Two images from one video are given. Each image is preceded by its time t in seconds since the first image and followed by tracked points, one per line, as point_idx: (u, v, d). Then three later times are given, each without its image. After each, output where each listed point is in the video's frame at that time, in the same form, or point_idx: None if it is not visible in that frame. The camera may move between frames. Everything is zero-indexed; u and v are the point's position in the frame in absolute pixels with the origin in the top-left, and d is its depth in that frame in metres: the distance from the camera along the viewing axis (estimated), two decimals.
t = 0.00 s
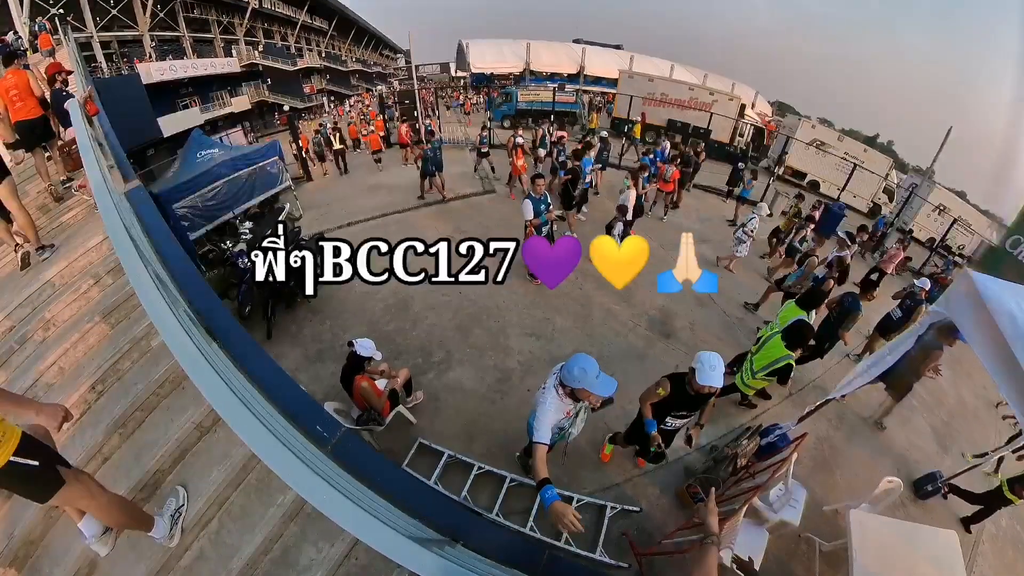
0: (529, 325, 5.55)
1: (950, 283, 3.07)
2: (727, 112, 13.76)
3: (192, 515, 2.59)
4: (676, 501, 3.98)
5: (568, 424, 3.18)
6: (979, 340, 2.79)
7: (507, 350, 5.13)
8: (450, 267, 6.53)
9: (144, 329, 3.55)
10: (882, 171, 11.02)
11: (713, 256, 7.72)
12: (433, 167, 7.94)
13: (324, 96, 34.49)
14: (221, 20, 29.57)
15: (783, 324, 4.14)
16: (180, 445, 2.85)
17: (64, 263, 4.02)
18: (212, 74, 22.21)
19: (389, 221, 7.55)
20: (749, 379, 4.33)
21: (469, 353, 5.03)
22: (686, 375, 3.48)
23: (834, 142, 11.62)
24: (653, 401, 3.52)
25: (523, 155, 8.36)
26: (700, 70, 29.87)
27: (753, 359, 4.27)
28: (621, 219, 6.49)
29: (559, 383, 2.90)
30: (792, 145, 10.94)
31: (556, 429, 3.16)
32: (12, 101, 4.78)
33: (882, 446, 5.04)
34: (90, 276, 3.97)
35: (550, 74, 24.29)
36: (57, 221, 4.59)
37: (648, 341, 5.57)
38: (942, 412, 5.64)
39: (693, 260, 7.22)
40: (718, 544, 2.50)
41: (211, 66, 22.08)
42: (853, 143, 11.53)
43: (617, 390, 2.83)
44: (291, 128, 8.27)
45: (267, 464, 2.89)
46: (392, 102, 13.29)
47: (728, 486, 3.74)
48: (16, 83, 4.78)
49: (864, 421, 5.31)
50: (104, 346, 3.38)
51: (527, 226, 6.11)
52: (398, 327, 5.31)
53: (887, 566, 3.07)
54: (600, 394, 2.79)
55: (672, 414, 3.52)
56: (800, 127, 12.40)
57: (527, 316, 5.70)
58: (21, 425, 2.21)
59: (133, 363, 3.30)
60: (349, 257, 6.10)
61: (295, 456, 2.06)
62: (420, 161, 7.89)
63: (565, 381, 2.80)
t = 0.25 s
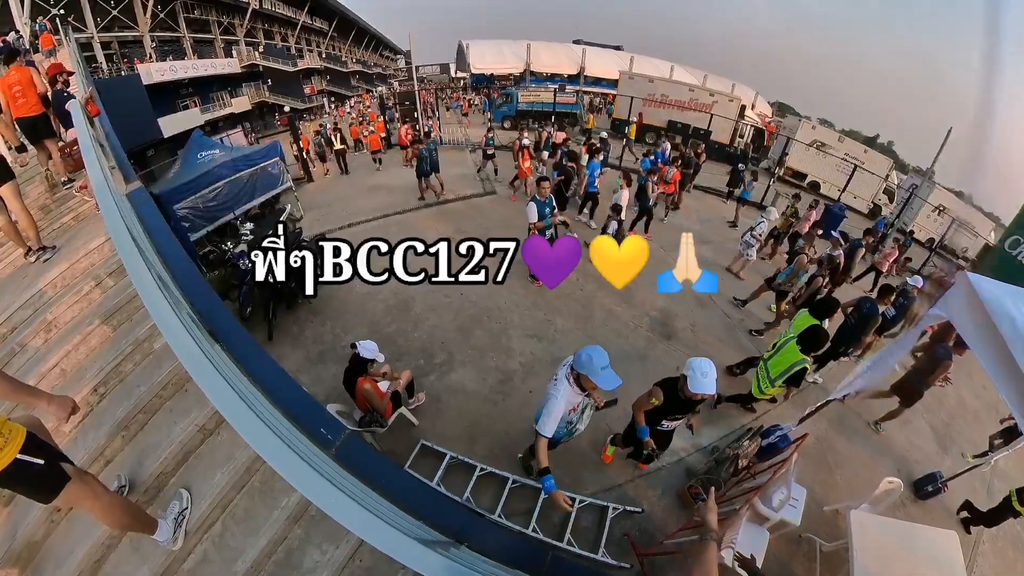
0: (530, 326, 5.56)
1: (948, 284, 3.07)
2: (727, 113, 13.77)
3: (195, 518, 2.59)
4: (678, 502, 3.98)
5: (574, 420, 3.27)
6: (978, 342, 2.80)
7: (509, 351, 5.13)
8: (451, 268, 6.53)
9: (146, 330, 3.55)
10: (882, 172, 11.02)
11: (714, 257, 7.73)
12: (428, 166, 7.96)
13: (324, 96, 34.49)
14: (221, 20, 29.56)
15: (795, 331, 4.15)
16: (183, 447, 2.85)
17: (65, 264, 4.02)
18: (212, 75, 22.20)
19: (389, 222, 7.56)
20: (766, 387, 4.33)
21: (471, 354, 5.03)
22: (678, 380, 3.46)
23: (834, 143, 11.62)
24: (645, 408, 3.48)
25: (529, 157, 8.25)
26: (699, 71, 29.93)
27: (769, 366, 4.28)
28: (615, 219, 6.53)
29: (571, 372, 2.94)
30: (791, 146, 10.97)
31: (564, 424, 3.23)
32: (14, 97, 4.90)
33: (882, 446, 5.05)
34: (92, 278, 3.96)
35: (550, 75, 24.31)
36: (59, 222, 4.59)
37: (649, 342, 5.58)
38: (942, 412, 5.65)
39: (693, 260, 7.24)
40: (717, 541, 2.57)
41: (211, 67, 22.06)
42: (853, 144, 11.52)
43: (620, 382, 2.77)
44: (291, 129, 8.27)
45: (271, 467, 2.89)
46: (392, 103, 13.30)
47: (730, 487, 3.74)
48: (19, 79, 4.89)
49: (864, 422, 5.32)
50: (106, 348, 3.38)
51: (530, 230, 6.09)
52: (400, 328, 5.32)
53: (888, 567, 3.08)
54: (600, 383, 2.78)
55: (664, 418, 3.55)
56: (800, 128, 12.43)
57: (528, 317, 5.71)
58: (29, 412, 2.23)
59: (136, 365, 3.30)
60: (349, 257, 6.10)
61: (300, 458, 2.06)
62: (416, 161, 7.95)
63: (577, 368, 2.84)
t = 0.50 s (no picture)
0: (532, 327, 5.57)
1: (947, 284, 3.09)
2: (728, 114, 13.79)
3: (200, 520, 2.60)
4: (679, 502, 4.00)
5: (580, 412, 3.28)
6: (976, 343, 2.81)
7: (510, 352, 5.15)
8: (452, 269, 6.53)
9: (151, 331, 3.56)
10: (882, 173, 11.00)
11: (715, 258, 7.75)
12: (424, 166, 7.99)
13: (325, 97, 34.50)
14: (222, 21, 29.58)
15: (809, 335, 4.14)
16: (188, 448, 2.86)
17: (68, 265, 4.04)
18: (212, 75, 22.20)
19: (391, 224, 7.57)
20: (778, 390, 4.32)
21: (473, 356, 5.04)
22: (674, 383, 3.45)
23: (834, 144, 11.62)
24: (643, 411, 3.52)
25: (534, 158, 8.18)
26: (699, 72, 29.99)
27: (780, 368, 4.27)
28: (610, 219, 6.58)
29: (583, 362, 3.20)
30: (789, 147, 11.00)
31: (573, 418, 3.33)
32: (20, 96, 5.01)
33: (882, 446, 5.07)
34: (95, 279, 3.97)
35: (550, 77, 24.34)
36: (62, 223, 4.61)
37: (650, 343, 5.60)
38: (942, 412, 5.67)
39: (693, 260, 7.28)
40: (713, 539, 2.72)
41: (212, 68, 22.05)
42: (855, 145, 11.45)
43: (623, 369, 2.96)
44: (293, 131, 8.29)
45: (276, 468, 2.90)
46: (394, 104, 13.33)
47: (731, 487, 3.76)
48: (24, 79, 5.03)
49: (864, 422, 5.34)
50: (110, 349, 3.39)
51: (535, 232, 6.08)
52: (402, 330, 5.33)
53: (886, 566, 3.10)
54: (604, 370, 2.98)
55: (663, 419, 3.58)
56: (801, 129, 12.46)
57: (530, 318, 5.72)
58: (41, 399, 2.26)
59: (140, 366, 3.31)
60: (349, 257, 6.16)
61: (308, 456, 2.07)
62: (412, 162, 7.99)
63: (587, 356, 3.10)
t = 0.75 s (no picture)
0: (534, 329, 5.58)
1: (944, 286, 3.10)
2: (727, 116, 13.78)
3: (207, 521, 2.62)
4: (680, 502, 4.01)
5: (587, 406, 3.38)
6: (974, 343, 2.83)
7: (512, 354, 5.16)
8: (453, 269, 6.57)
9: (155, 333, 3.58)
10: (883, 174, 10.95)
11: (715, 259, 7.77)
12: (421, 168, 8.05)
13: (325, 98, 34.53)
14: (222, 22, 29.60)
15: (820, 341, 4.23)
16: (194, 451, 2.87)
17: (72, 267, 4.05)
18: (213, 77, 22.23)
19: (392, 225, 7.58)
20: (787, 392, 4.42)
21: (475, 357, 5.06)
22: (677, 383, 3.48)
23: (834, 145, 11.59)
24: (644, 412, 3.52)
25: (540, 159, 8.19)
26: (699, 73, 30.06)
27: (789, 372, 4.38)
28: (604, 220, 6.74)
29: (592, 356, 3.30)
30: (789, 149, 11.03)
31: (579, 412, 3.40)
32: (23, 97, 5.00)
33: (882, 447, 5.10)
34: (98, 281, 3.98)
35: (551, 78, 24.38)
36: (65, 225, 4.62)
37: (652, 344, 5.61)
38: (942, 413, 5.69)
39: (694, 260, 7.32)
40: (712, 539, 2.77)
41: (214, 69, 22.12)
42: (855, 146, 11.25)
43: (631, 360, 3.08)
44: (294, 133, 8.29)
45: (281, 469, 2.91)
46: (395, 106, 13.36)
47: (732, 487, 3.78)
48: (28, 80, 5.02)
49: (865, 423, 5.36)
50: (114, 351, 3.40)
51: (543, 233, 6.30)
52: (404, 331, 5.35)
53: (885, 566, 3.11)
54: (614, 362, 3.10)
55: (664, 420, 3.61)
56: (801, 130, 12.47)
57: (531, 319, 5.75)
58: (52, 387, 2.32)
59: (145, 369, 3.32)
60: (348, 257, 6.16)
61: (315, 460, 2.11)
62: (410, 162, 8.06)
63: (597, 350, 3.20)
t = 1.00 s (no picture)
0: (536, 329, 5.59)
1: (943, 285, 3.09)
2: (727, 117, 13.79)
3: (212, 521, 2.62)
4: (682, 501, 4.02)
5: (595, 401, 3.44)
6: (971, 343, 2.84)
7: (514, 354, 5.17)
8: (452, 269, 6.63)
9: (159, 333, 3.58)
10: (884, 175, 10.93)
11: (715, 260, 7.79)
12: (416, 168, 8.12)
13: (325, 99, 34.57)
14: (223, 23, 29.64)
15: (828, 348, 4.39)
16: (198, 452, 2.87)
17: (75, 268, 4.05)
18: (213, 78, 22.27)
19: (393, 226, 7.59)
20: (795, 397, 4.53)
21: (477, 357, 5.06)
22: (682, 378, 3.52)
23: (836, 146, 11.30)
24: (649, 409, 3.50)
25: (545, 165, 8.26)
26: (699, 74, 30.10)
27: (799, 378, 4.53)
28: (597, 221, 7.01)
29: (601, 353, 3.34)
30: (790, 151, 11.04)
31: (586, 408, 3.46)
32: (27, 96, 5.04)
33: (882, 446, 5.11)
34: (101, 281, 3.98)
35: (551, 79, 24.43)
36: (67, 225, 4.62)
37: (653, 344, 5.63)
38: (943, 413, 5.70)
39: (694, 260, 7.35)
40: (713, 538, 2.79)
41: (214, 70, 22.16)
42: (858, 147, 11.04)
43: (637, 356, 3.10)
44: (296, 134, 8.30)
45: (286, 469, 2.91)
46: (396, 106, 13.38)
47: (733, 486, 3.78)
48: (30, 79, 5.05)
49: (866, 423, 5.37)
50: (118, 351, 3.40)
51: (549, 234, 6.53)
52: (406, 332, 5.35)
53: (885, 562, 3.14)
54: (620, 358, 3.13)
55: (666, 417, 3.63)
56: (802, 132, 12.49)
57: (533, 319, 5.76)
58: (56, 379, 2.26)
59: (149, 369, 3.33)
60: (349, 258, 6.15)
61: (324, 458, 2.14)
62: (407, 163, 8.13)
63: (605, 347, 3.23)
